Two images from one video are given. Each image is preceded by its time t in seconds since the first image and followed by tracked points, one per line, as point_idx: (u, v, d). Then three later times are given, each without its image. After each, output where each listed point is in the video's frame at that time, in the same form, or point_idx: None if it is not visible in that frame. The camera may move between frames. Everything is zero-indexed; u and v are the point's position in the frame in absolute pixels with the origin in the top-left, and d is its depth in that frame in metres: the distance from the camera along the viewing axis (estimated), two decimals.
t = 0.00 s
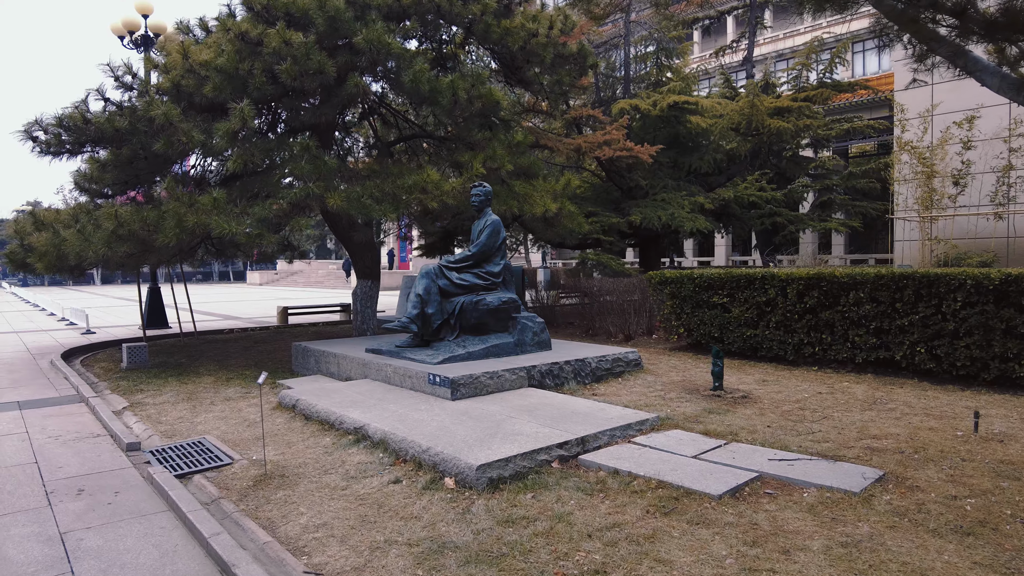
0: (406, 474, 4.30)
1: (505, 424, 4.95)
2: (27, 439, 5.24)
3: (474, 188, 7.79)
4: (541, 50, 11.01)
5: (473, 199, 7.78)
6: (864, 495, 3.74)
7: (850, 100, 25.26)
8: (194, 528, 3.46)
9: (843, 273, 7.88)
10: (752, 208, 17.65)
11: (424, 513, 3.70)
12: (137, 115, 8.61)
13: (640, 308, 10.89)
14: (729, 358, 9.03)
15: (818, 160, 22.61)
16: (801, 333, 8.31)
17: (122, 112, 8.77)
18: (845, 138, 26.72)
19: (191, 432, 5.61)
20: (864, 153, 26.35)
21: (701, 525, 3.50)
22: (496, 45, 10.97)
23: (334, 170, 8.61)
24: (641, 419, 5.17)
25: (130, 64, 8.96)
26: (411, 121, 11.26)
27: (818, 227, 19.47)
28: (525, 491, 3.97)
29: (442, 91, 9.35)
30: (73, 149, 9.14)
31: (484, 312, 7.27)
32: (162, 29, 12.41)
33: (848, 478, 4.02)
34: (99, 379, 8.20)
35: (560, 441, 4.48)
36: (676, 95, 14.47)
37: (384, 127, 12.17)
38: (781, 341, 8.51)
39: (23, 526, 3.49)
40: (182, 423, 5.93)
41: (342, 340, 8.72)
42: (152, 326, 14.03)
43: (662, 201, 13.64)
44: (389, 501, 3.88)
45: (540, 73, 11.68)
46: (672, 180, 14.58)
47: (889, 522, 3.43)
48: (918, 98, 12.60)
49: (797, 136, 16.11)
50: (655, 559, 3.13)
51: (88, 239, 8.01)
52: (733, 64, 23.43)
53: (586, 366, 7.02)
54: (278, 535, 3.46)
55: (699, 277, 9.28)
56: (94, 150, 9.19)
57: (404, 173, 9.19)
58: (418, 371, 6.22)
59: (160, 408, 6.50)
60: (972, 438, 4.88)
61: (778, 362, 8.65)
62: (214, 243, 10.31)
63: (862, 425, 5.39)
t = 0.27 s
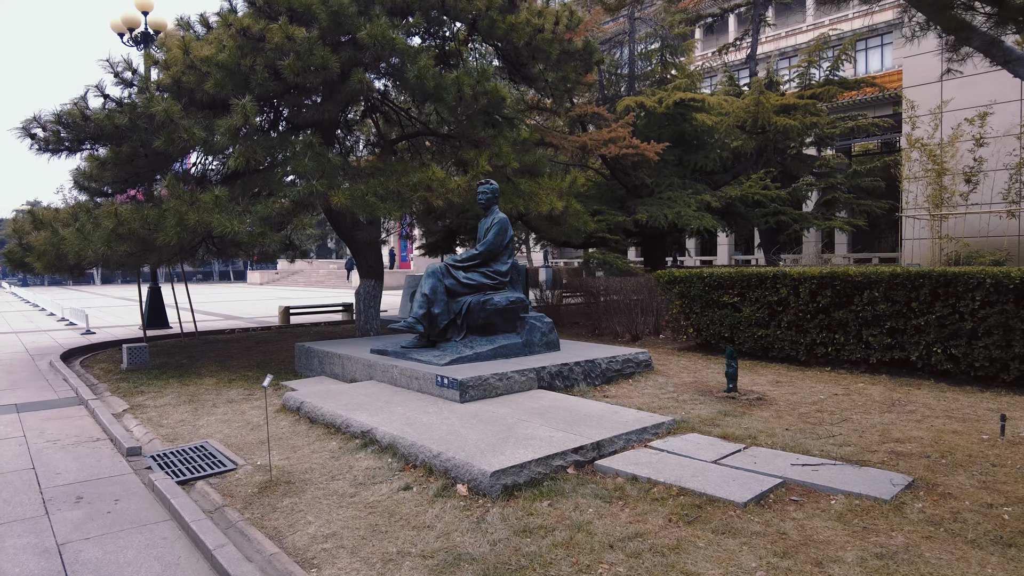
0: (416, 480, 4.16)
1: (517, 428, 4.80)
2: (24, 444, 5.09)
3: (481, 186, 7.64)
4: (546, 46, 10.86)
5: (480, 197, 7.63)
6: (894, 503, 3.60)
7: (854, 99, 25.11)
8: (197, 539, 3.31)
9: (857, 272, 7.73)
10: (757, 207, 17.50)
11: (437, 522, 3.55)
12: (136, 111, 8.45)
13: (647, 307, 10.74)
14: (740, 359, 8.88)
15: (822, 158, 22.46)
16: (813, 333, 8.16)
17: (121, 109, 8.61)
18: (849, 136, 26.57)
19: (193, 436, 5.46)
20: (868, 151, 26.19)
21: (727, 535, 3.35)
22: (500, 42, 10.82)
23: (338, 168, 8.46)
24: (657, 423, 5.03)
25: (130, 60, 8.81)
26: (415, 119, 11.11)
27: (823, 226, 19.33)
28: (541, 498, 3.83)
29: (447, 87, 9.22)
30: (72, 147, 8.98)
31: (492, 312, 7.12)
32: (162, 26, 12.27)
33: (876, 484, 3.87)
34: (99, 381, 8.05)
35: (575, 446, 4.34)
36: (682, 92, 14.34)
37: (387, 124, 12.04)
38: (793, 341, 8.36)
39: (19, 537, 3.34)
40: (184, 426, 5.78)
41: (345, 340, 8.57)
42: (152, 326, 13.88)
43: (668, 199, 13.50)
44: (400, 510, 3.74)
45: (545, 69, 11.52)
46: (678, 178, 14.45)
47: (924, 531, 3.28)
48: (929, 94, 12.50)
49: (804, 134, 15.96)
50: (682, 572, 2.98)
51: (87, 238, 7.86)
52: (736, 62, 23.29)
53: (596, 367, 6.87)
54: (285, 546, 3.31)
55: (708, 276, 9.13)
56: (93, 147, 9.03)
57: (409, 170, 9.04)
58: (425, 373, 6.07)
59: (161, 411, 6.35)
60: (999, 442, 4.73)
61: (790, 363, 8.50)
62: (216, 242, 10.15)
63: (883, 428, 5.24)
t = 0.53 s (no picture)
0: (427, 487, 4.02)
1: (529, 432, 4.67)
2: (22, 448, 4.95)
3: (488, 184, 7.50)
4: (552, 42, 10.71)
5: (487, 195, 7.49)
6: (926, 512, 3.46)
7: (858, 97, 24.97)
8: (202, 551, 3.18)
9: (871, 272, 7.59)
10: (761, 205, 17.38)
11: (450, 532, 3.42)
12: (137, 108, 8.31)
13: (654, 307, 10.61)
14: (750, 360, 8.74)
15: (826, 156, 22.34)
16: (825, 334, 8.02)
17: (122, 106, 8.47)
18: (853, 134, 26.44)
19: (196, 440, 5.32)
20: (872, 150, 26.06)
21: (754, 546, 3.22)
22: (506, 38, 10.68)
23: (342, 165, 8.32)
24: (673, 427, 4.91)
25: (130, 56, 8.67)
26: (419, 116, 10.97)
27: (828, 224, 19.21)
28: (558, 507, 3.69)
29: (452, 84, 9.08)
30: (72, 144, 8.84)
31: (500, 312, 6.98)
32: (163, 23, 12.15)
33: (905, 492, 3.73)
34: (99, 382, 7.91)
35: (590, 452, 4.22)
36: (687, 89, 14.21)
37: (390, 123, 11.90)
38: (805, 341, 8.23)
39: (16, 549, 3.21)
40: (186, 430, 5.65)
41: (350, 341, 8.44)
42: (153, 326, 13.75)
43: (674, 198, 13.38)
44: (412, 519, 3.60)
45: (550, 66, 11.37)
46: (684, 177, 14.32)
47: (960, 544, 3.14)
48: (941, 91, 12.42)
49: (810, 132, 15.83)
50: None
51: (88, 237, 7.73)
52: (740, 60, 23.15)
53: (606, 369, 6.74)
54: (293, 558, 3.18)
55: (718, 276, 9.00)
56: (93, 145, 8.89)
57: (414, 169, 8.90)
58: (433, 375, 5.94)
59: (163, 414, 6.22)
60: None
61: (802, 364, 8.37)
62: (218, 241, 10.02)
63: (904, 432, 5.10)
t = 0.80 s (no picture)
0: (437, 493, 3.91)
1: (540, 436, 4.56)
2: (21, 452, 4.84)
3: (494, 182, 7.38)
4: (558, 40, 10.60)
5: (493, 193, 7.37)
6: (955, 520, 3.34)
7: (861, 96, 24.86)
8: (206, 561, 3.06)
9: (883, 271, 7.47)
10: (766, 204, 17.27)
11: (463, 541, 3.30)
12: (138, 106, 8.19)
13: (661, 308, 10.49)
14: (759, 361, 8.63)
15: (830, 156, 22.23)
16: (836, 334, 7.91)
17: (123, 104, 8.36)
18: (856, 134, 26.32)
19: (199, 443, 5.21)
20: (874, 149, 25.97)
21: (778, 555, 3.11)
22: (510, 35, 10.58)
23: (346, 164, 8.20)
24: (687, 431, 4.81)
25: (131, 53, 8.56)
26: (422, 115, 10.86)
27: (832, 224, 19.10)
28: (572, 514, 3.58)
29: (457, 81, 8.98)
30: (72, 142, 8.73)
31: (507, 313, 6.87)
32: (163, 21, 12.06)
33: (931, 498, 3.61)
34: (99, 384, 7.80)
35: (604, 457, 4.11)
36: (692, 88, 14.11)
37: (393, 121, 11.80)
38: (815, 342, 8.12)
39: (14, 559, 3.09)
40: (188, 433, 5.54)
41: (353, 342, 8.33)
42: (154, 326, 13.64)
43: (679, 197, 13.28)
44: (423, 526, 3.49)
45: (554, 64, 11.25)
46: (689, 176, 14.22)
47: (994, 553, 3.02)
48: (949, 89, 12.36)
49: (815, 131, 15.72)
50: None
51: (88, 236, 7.62)
52: (743, 59, 23.06)
53: (615, 371, 6.62)
54: (301, 568, 3.07)
55: (726, 276, 8.89)
56: (93, 143, 8.79)
57: (418, 167, 8.79)
58: (440, 377, 5.83)
59: (165, 416, 6.11)
60: None
61: (811, 365, 8.27)
62: (219, 241, 9.91)
63: (923, 435, 4.99)
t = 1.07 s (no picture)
0: (452, 500, 3.81)
1: (556, 441, 4.45)
2: (24, 457, 4.74)
3: (503, 181, 7.27)
4: (564, 38, 10.50)
5: (501, 193, 7.26)
6: (990, 529, 3.23)
7: (864, 96, 24.78)
8: (218, 572, 2.96)
9: (897, 272, 7.36)
10: (771, 205, 17.18)
11: (482, 550, 3.20)
12: (141, 104, 8.07)
13: (669, 309, 10.38)
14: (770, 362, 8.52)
15: (835, 156, 22.13)
16: (849, 336, 7.81)
17: (126, 102, 8.25)
18: (860, 134, 26.22)
19: (205, 448, 5.10)
20: (877, 149, 25.89)
21: (809, 565, 3.00)
22: (516, 34, 10.48)
23: (351, 163, 8.10)
24: (705, 436, 4.71)
25: (134, 51, 8.46)
26: (427, 114, 10.76)
27: (838, 224, 19.00)
28: (593, 522, 3.48)
29: (464, 80, 8.89)
30: (74, 142, 8.62)
31: (516, 314, 6.77)
32: (165, 20, 11.98)
33: (962, 505, 3.50)
34: (102, 387, 7.69)
35: (623, 462, 4.01)
36: (699, 87, 14.03)
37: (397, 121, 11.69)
38: (827, 344, 8.01)
39: (18, 570, 2.99)
40: (194, 436, 5.43)
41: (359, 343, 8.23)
42: (156, 327, 13.53)
43: (685, 198, 13.18)
44: (439, 535, 3.39)
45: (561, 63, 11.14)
46: (694, 176, 14.13)
47: None
48: (959, 88, 12.28)
49: (821, 131, 15.62)
50: None
51: (91, 237, 7.51)
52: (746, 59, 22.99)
53: (627, 373, 6.52)
54: None
55: (737, 276, 8.78)
56: (96, 142, 8.68)
57: (424, 167, 8.69)
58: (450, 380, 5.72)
59: (170, 419, 6.00)
60: None
61: (823, 366, 8.16)
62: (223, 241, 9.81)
63: (945, 439, 4.88)
